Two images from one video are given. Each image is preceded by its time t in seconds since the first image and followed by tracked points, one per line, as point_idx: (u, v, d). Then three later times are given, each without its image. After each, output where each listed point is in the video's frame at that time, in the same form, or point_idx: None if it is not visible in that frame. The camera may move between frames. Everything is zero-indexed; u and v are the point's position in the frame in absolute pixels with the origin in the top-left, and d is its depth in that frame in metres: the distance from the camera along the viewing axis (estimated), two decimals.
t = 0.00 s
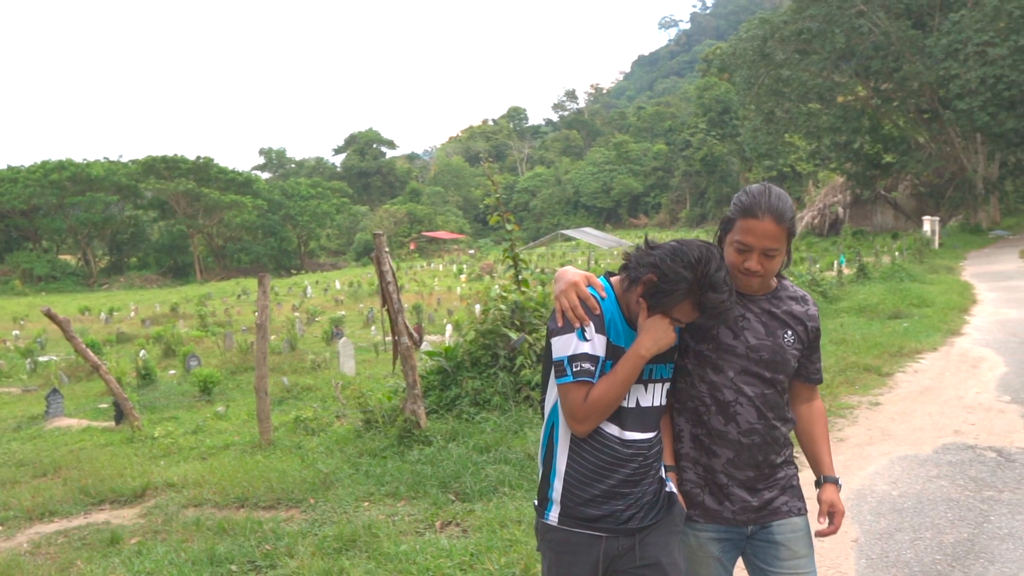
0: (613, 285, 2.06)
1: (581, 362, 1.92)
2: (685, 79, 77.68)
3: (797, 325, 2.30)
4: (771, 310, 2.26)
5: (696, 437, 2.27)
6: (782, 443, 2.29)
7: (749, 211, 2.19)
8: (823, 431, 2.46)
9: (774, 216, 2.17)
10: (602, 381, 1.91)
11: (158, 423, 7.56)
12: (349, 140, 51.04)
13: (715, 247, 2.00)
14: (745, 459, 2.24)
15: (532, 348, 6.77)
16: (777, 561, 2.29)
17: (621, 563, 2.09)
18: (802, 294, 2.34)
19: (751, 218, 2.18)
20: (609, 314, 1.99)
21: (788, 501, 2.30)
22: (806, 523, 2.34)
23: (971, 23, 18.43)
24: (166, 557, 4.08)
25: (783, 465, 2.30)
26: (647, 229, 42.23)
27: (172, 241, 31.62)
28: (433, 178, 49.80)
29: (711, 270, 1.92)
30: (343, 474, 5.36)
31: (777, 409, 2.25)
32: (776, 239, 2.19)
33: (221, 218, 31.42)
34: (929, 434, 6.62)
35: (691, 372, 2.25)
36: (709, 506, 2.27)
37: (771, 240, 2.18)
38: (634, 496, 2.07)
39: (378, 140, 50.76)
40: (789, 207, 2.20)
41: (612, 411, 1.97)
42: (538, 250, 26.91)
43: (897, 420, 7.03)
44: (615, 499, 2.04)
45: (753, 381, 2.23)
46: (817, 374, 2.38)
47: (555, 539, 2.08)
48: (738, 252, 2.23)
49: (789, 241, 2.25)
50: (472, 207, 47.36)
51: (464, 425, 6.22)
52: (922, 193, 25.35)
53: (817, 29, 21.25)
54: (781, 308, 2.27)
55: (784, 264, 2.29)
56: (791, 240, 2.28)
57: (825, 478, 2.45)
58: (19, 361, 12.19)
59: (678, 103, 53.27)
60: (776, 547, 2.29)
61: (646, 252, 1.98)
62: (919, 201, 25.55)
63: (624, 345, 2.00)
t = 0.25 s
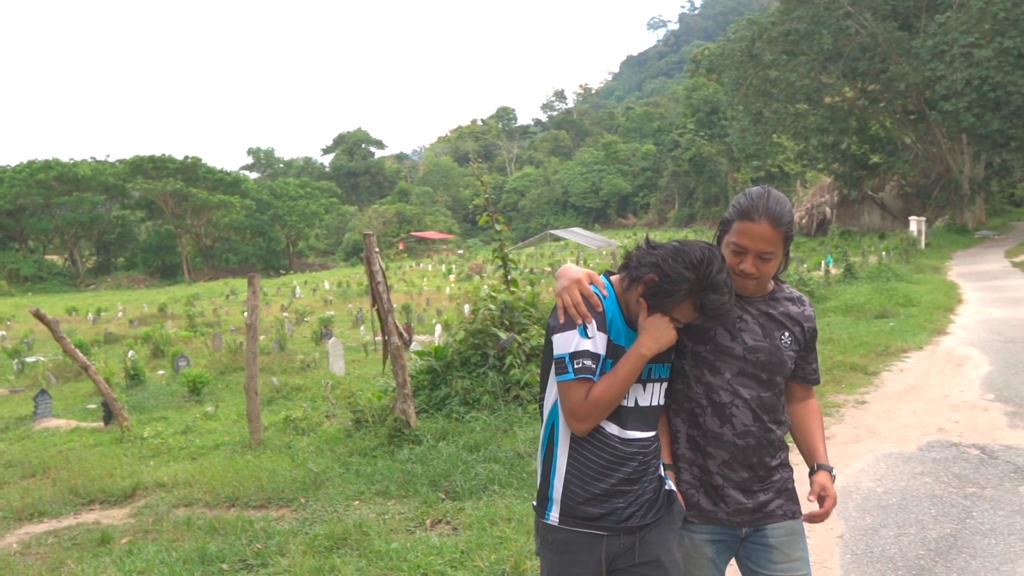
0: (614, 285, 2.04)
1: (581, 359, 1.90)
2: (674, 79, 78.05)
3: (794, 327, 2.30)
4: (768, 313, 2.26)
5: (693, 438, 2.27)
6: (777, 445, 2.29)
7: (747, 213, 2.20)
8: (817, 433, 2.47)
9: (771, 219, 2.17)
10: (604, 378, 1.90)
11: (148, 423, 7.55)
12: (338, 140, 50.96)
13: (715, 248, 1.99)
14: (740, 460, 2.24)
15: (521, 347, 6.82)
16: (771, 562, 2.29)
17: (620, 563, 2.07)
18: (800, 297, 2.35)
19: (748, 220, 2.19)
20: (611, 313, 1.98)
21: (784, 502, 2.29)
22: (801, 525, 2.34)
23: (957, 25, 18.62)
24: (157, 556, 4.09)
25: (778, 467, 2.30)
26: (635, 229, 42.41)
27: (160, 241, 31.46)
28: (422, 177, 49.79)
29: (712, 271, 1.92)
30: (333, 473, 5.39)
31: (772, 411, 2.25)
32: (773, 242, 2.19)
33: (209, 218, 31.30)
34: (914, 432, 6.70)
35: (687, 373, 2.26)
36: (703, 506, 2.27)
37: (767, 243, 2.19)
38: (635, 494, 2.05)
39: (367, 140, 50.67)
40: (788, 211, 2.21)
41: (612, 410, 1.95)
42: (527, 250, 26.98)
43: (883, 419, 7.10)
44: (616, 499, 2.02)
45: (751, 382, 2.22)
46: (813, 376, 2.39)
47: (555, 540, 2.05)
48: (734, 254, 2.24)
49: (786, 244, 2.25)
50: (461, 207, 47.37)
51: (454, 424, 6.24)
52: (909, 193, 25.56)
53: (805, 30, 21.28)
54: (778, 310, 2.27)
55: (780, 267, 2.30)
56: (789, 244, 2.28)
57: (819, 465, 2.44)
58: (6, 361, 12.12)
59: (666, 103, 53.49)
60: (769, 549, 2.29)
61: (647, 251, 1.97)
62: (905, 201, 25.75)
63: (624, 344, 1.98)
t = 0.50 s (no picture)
0: (614, 283, 2.05)
1: (582, 356, 1.89)
2: (664, 79, 78.33)
3: (793, 329, 2.33)
4: (767, 314, 2.29)
5: (690, 437, 2.31)
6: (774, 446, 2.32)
7: (745, 215, 2.23)
8: (815, 435, 2.48)
9: (769, 221, 2.21)
10: (604, 376, 1.89)
11: (138, 423, 7.53)
12: (328, 140, 50.87)
13: (714, 247, 2.02)
14: (736, 461, 2.28)
15: (511, 346, 6.87)
16: (766, 563, 2.33)
17: (621, 561, 2.07)
18: (799, 300, 2.38)
19: (746, 222, 2.22)
20: (610, 311, 1.98)
21: (778, 504, 2.32)
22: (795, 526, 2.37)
23: (944, 26, 18.81)
24: (150, 555, 4.10)
25: (775, 468, 2.33)
26: (625, 229, 42.52)
27: (149, 241, 31.29)
28: (412, 177, 49.74)
29: (712, 268, 1.94)
30: (325, 472, 5.40)
31: (768, 414, 2.28)
32: (771, 245, 2.23)
33: (199, 218, 31.18)
34: (902, 430, 6.78)
35: (685, 373, 2.29)
36: (699, 506, 2.31)
37: (764, 245, 2.23)
38: (635, 492, 2.06)
39: (357, 139, 50.58)
40: (787, 213, 2.24)
41: (612, 408, 1.95)
42: (517, 250, 27.02)
43: (871, 417, 7.18)
44: (617, 497, 2.02)
45: (747, 384, 2.26)
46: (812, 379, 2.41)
47: (556, 540, 2.04)
48: (732, 256, 2.27)
49: (785, 246, 2.28)
50: (451, 207, 47.36)
51: (445, 423, 6.26)
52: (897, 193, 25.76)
53: (795, 31, 21.42)
54: (776, 312, 2.30)
55: (779, 268, 2.33)
56: (788, 246, 2.32)
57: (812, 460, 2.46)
58: None
59: (656, 103, 53.67)
60: (763, 549, 2.33)
61: (646, 248, 1.99)
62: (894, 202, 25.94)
63: (623, 342, 1.98)
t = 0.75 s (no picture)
0: (612, 280, 2.06)
1: (578, 351, 1.90)
2: (652, 79, 78.66)
3: (791, 332, 2.32)
4: (765, 316, 2.28)
5: (684, 436, 2.32)
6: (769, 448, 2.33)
7: (745, 216, 2.23)
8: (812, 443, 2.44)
9: (767, 223, 2.20)
10: (600, 371, 1.90)
11: (127, 423, 7.52)
12: (316, 140, 50.78)
13: (711, 244, 2.03)
14: (730, 461, 2.28)
15: (501, 346, 6.91)
16: (760, 563, 2.35)
17: (617, 556, 2.09)
18: (798, 303, 2.37)
19: (746, 223, 2.22)
20: (607, 307, 1.99)
21: (774, 504, 2.33)
22: (792, 527, 2.37)
23: (930, 28, 19.03)
24: (141, 554, 4.11)
25: (769, 469, 2.34)
26: (614, 229, 42.66)
27: (137, 241, 31.12)
28: (401, 177, 49.69)
29: (707, 264, 1.95)
30: (314, 471, 5.42)
31: (764, 415, 2.29)
32: (769, 246, 2.22)
33: (187, 217, 31.04)
34: (886, 427, 6.86)
35: (681, 372, 2.30)
36: (694, 506, 2.33)
37: (763, 247, 2.22)
38: (632, 489, 2.07)
39: (345, 139, 50.50)
40: (786, 215, 2.23)
41: (608, 403, 1.96)
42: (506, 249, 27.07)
43: (856, 415, 7.26)
44: (612, 492, 2.04)
45: (743, 384, 2.26)
46: (811, 384, 2.40)
47: (552, 534, 2.04)
48: (731, 256, 2.27)
49: (783, 249, 2.27)
50: (440, 207, 47.33)
51: (434, 422, 6.29)
52: (883, 193, 25.97)
53: (782, 32, 21.61)
54: (775, 313, 2.30)
55: (777, 270, 2.32)
56: (787, 248, 2.31)
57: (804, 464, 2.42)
58: None
59: (645, 104, 53.85)
60: (758, 549, 2.34)
61: (643, 246, 2.00)
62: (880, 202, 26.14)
63: (619, 338, 2.00)
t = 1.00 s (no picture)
0: (609, 277, 2.09)
1: (574, 346, 1.94)
2: (643, 80, 78.85)
3: (793, 334, 2.31)
4: (765, 317, 2.27)
5: (683, 434, 2.33)
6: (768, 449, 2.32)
7: (745, 216, 2.21)
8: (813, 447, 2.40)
9: (768, 223, 2.18)
10: (596, 366, 1.93)
11: (119, 423, 7.51)
12: (307, 140, 50.68)
13: (709, 243, 2.04)
14: (728, 460, 2.28)
15: (493, 345, 6.95)
16: (758, 562, 2.34)
17: (613, 550, 2.11)
18: (801, 304, 2.34)
19: (746, 223, 2.20)
20: (604, 302, 2.02)
21: (773, 506, 2.32)
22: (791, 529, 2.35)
23: (920, 29, 19.13)
24: (135, 553, 4.12)
25: (769, 470, 2.33)
26: (605, 229, 42.74)
27: (127, 241, 30.96)
28: (392, 177, 49.64)
29: (704, 263, 1.97)
30: (307, 470, 5.44)
31: (763, 415, 2.28)
32: (770, 246, 2.20)
33: (177, 217, 30.92)
34: (876, 425, 6.93)
35: (681, 370, 2.31)
36: (691, 504, 2.33)
37: (764, 247, 2.20)
38: (629, 484, 2.09)
39: (336, 139, 50.42)
40: (789, 216, 2.21)
41: (603, 398, 1.98)
42: (497, 250, 27.10)
43: (845, 414, 7.33)
44: (611, 485, 2.06)
45: (742, 384, 2.26)
46: (813, 388, 2.38)
47: (549, 525, 2.06)
48: (732, 256, 2.26)
49: (786, 250, 2.25)
50: (431, 207, 47.32)
51: (427, 421, 6.31)
52: (873, 193, 26.13)
53: (772, 32, 21.74)
54: (776, 315, 2.28)
55: (780, 271, 2.30)
56: (790, 249, 2.29)
57: (796, 470, 2.38)
58: None
59: (636, 104, 53.97)
60: (755, 548, 2.33)
61: (642, 242, 2.02)
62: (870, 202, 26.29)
63: (617, 334, 2.02)
